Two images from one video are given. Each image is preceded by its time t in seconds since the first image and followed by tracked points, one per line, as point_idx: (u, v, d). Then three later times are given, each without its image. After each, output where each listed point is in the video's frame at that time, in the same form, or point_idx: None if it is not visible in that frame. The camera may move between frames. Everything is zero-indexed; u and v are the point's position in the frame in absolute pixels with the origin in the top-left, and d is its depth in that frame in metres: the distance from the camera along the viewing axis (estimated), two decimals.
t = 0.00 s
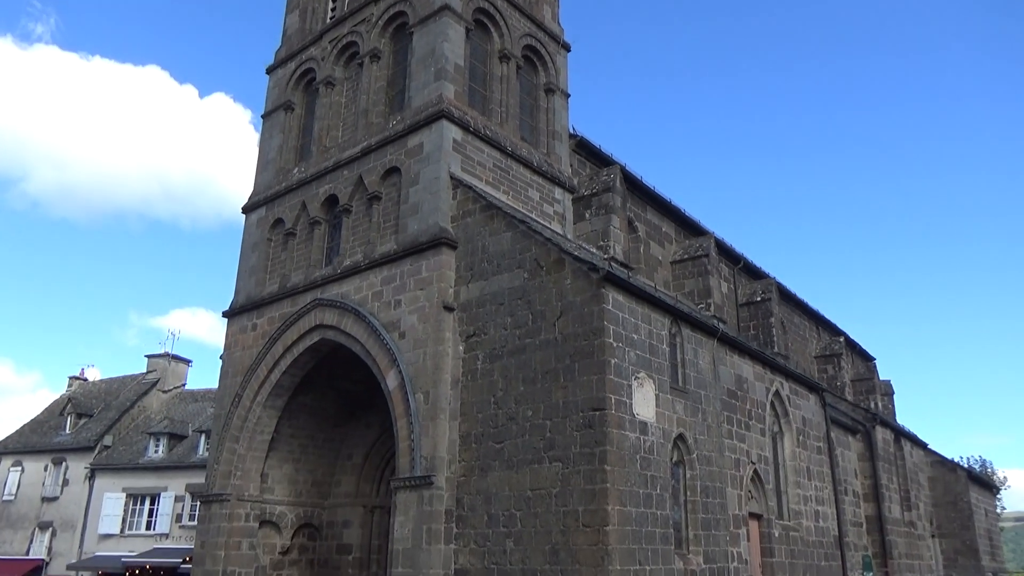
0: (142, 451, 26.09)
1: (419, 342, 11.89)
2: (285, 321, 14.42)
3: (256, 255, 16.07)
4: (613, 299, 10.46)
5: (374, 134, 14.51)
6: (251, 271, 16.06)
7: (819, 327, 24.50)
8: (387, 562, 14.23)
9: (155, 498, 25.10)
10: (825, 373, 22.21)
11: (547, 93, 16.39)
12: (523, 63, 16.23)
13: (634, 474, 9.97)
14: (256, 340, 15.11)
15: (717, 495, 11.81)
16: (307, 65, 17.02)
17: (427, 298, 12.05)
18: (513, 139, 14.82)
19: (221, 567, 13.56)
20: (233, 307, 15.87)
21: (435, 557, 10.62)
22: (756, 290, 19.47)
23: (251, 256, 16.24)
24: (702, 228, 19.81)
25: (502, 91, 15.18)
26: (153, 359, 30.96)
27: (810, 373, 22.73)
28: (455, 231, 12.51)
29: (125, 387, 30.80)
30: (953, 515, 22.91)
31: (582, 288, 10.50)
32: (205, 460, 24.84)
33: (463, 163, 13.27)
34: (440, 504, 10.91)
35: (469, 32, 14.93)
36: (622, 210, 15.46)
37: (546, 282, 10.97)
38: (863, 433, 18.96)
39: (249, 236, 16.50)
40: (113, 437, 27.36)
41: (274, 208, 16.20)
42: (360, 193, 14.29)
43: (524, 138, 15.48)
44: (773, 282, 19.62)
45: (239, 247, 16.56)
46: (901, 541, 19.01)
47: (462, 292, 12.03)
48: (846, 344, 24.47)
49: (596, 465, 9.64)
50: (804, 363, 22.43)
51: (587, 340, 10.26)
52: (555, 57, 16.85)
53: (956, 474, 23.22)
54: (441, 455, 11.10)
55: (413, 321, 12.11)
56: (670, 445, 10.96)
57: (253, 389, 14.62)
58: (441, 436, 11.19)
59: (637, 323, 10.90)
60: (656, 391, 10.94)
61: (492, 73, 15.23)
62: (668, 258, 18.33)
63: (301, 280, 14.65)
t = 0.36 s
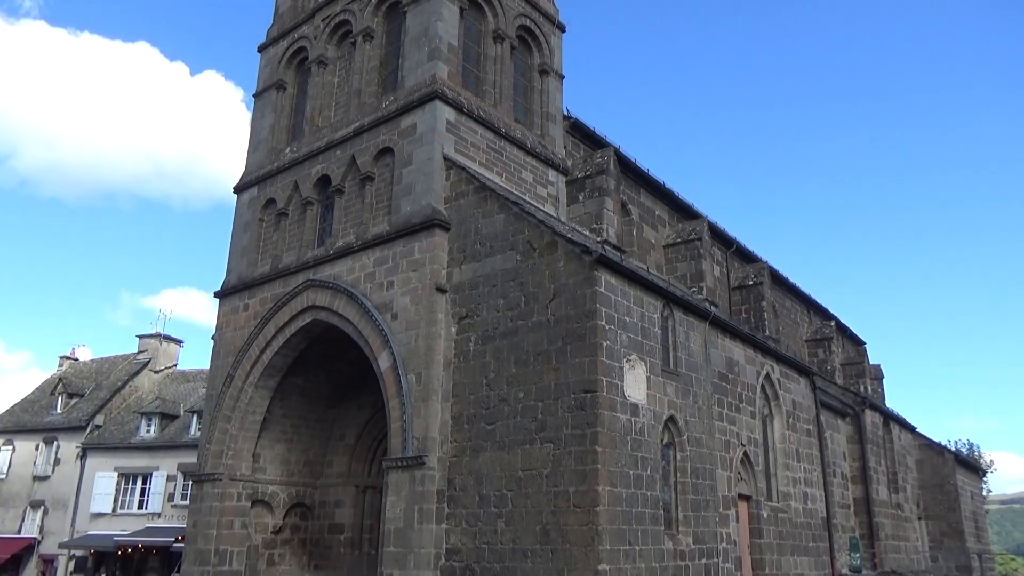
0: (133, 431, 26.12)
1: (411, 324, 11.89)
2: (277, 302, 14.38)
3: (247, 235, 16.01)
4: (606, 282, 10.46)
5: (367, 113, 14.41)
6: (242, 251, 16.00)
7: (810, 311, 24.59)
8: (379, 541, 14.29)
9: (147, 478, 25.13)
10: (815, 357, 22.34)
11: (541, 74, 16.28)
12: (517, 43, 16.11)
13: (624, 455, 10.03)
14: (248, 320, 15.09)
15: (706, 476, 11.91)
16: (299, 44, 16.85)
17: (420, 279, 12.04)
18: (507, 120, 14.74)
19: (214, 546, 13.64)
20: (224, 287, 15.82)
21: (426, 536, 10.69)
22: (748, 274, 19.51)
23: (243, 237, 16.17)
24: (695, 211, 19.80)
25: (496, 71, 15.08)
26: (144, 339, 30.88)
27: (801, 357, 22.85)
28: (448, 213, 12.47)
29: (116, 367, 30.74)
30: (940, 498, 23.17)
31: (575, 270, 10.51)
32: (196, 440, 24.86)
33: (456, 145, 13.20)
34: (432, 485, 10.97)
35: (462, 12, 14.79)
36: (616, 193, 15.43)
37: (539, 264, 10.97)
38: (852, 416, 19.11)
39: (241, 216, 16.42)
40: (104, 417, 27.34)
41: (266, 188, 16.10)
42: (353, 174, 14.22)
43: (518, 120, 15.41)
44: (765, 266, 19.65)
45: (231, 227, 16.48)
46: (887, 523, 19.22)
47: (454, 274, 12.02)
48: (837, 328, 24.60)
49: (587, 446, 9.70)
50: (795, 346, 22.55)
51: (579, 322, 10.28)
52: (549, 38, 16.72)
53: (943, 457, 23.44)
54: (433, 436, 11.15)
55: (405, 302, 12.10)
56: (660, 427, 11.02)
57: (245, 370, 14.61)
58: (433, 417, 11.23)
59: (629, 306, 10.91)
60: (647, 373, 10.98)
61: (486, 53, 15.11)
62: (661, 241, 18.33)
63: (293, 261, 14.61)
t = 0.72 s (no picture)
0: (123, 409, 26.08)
1: (402, 304, 11.88)
2: (268, 281, 14.33)
3: (238, 213, 15.92)
4: (597, 264, 10.46)
5: (359, 92, 14.29)
6: (232, 230, 15.92)
7: (800, 295, 24.68)
8: (369, 520, 14.35)
9: (137, 455, 25.14)
10: (805, 341, 22.48)
11: (535, 55, 16.16)
12: (511, 23, 15.97)
13: (613, 437, 10.08)
14: (238, 299, 15.04)
15: (695, 458, 11.99)
16: (291, 20, 16.65)
17: (411, 260, 12.01)
18: (500, 100, 14.64)
19: (204, 523, 13.69)
20: (215, 266, 15.74)
21: (416, 515, 10.75)
22: (739, 257, 19.55)
23: (233, 215, 16.08)
24: (688, 194, 19.78)
25: (489, 51, 14.96)
26: (134, 317, 30.76)
27: (791, 341, 22.97)
28: (439, 193, 12.42)
29: (106, 345, 30.63)
30: (926, 481, 23.43)
31: (567, 252, 10.51)
32: (187, 418, 24.85)
33: (449, 124, 13.12)
34: (422, 464, 11.01)
35: None
36: (609, 175, 15.38)
37: (531, 246, 10.96)
38: (840, 399, 19.25)
39: (231, 194, 16.31)
40: (94, 395, 27.28)
41: (256, 167, 15.99)
42: (345, 152, 14.12)
43: (511, 100, 15.31)
44: (757, 250, 19.69)
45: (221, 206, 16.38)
46: (873, 505, 19.44)
47: (446, 254, 11.99)
48: (827, 313, 24.72)
49: (576, 427, 9.75)
50: (785, 330, 22.66)
51: (571, 304, 10.30)
52: (544, 17, 16.58)
53: (929, 441, 23.68)
54: (423, 416, 11.18)
55: (397, 283, 12.07)
56: (650, 409, 11.08)
57: (235, 349, 14.58)
58: (423, 397, 11.24)
59: (621, 288, 10.92)
60: (638, 355, 11.01)
61: (479, 32, 14.97)
62: (653, 224, 18.33)
63: (284, 240, 14.54)
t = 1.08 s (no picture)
0: (109, 386, 25.98)
1: (391, 282, 11.84)
2: (255, 258, 14.23)
3: (225, 190, 15.78)
4: (587, 244, 10.45)
5: (348, 68, 14.13)
6: (220, 207, 15.78)
7: (788, 277, 24.79)
8: (357, 498, 14.40)
9: (124, 432, 25.10)
10: (792, 323, 22.63)
11: (526, 32, 16.01)
12: None
13: (601, 416, 10.13)
14: (225, 277, 14.94)
15: (681, 437, 12.07)
16: None
17: (400, 238, 11.95)
18: (490, 78, 14.53)
19: (191, 500, 13.69)
20: (202, 242, 15.62)
21: (404, 493, 10.79)
22: (729, 239, 19.58)
23: (220, 192, 15.93)
24: (678, 175, 19.76)
25: (480, 28, 14.81)
26: (120, 294, 30.56)
27: (778, 322, 23.11)
28: (429, 170, 12.34)
29: (92, 322, 30.43)
30: (908, 462, 23.73)
31: (556, 232, 10.49)
32: (174, 395, 24.79)
33: (439, 102, 13.01)
34: (410, 442, 11.03)
35: None
36: (599, 154, 15.32)
37: (521, 225, 10.93)
38: (825, 380, 19.41)
39: (218, 171, 16.16)
40: (80, 372, 27.15)
41: (244, 143, 15.82)
42: (333, 129, 13.99)
43: (501, 78, 15.20)
44: (746, 232, 19.72)
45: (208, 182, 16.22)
46: (856, 485, 19.69)
47: (435, 233, 11.94)
48: (814, 295, 24.85)
49: (564, 406, 9.79)
50: (772, 312, 22.77)
51: (560, 284, 10.30)
52: None
53: (912, 422, 23.96)
54: (411, 394, 11.19)
55: (385, 261, 12.02)
56: (637, 388, 11.13)
57: (222, 326, 14.51)
58: (412, 375, 11.25)
59: (610, 268, 10.92)
60: (626, 335, 11.04)
61: (470, 9, 14.81)
62: (643, 204, 18.31)
63: (272, 217, 14.43)
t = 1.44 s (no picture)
0: (95, 363, 25.87)
1: (380, 260, 11.80)
2: (243, 235, 14.14)
3: (212, 166, 15.63)
4: (576, 223, 10.44)
5: (337, 43, 13.97)
6: (207, 183, 15.65)
7: (776, 259, 24.89)
8: (346, 475, 14.46)
9: (111, 409, 25.04)
10: (779, 305, 22.76)
11: (517, 9, 15.86)
12: None
13: (589, 395, 10.19)
14: (212, 253, 14.85)
15: (668, 417, 12.16)
16: None
17: (389, 216, 11.90)
18: (481, 56, 14.41)
19: (179, 477, 13.70)
20: (189, 219, 15.49)
21: (392, 470, 10.83)
22: (718, 220, 19.61)
23: (208, 168, 15.79)
24: (668, 156, 19.73)
25: (471, 4, 14.66)
26: (106, 271, 30.33)
27: (765, 304, 23.24)
28: (419, 148, 12.26)
29: (77, 298, 30.20)
30: (891, 442, 24.03)
31: (546, 211, 10.48)
32: (161, 372, 24.73)
33: (429, 79, 12.90)
34: (398, 420, 11.07)
35: None
36: (590, 134, 15.24)
37: (510, 203, 10.90)
38: (811, 361, 19.57)
39: (205, 147, 15.99)
40: (66, 348, 26.99)
41: (231, 119, 15.65)
42: (322, 106, 13.85)
43: (492, 56, 15.08)
44: (735, 213, 19.75)
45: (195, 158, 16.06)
46: (839, 465, 19.94)
47: (425, 211, 11.89)
48: (801, 277, 24.99)
49: (552, 385, 9.83)
50: (760, 294, 22.89)
51: (549, 263, 10.30)
52: None
53: (896, 403, 24.25)
54: (400, 373, 11.20)
55: (374, 239, 11.97)
56: (625, 368, 11.19)
57: (210, 304, 14.44)
58: (400, 354, 11.26)
59: (599, 248, 10.92)
60: (614, 315, 11.07)
61: None
62: (633, 184, 18.29)
63: (260, 194, 14.33)
